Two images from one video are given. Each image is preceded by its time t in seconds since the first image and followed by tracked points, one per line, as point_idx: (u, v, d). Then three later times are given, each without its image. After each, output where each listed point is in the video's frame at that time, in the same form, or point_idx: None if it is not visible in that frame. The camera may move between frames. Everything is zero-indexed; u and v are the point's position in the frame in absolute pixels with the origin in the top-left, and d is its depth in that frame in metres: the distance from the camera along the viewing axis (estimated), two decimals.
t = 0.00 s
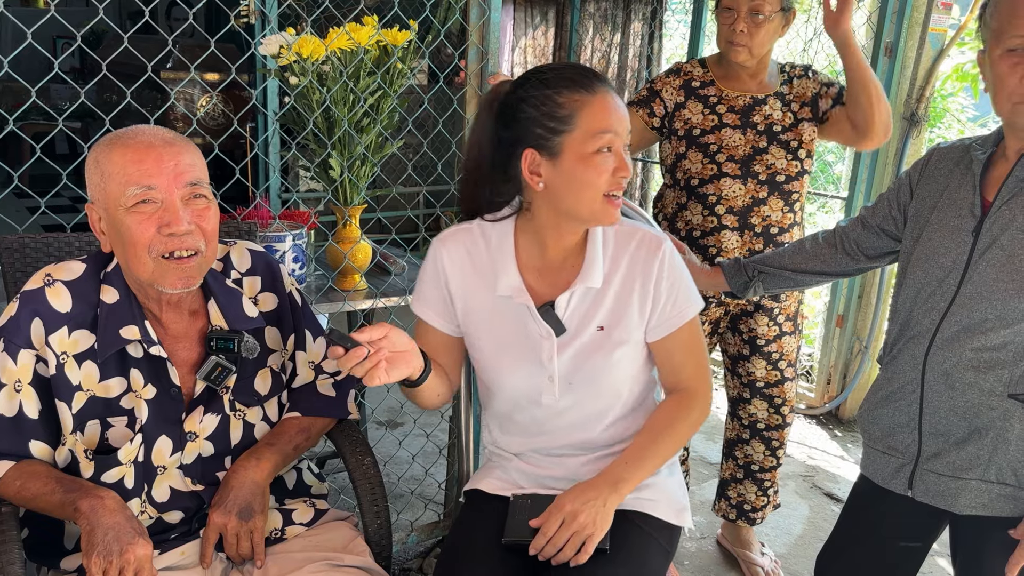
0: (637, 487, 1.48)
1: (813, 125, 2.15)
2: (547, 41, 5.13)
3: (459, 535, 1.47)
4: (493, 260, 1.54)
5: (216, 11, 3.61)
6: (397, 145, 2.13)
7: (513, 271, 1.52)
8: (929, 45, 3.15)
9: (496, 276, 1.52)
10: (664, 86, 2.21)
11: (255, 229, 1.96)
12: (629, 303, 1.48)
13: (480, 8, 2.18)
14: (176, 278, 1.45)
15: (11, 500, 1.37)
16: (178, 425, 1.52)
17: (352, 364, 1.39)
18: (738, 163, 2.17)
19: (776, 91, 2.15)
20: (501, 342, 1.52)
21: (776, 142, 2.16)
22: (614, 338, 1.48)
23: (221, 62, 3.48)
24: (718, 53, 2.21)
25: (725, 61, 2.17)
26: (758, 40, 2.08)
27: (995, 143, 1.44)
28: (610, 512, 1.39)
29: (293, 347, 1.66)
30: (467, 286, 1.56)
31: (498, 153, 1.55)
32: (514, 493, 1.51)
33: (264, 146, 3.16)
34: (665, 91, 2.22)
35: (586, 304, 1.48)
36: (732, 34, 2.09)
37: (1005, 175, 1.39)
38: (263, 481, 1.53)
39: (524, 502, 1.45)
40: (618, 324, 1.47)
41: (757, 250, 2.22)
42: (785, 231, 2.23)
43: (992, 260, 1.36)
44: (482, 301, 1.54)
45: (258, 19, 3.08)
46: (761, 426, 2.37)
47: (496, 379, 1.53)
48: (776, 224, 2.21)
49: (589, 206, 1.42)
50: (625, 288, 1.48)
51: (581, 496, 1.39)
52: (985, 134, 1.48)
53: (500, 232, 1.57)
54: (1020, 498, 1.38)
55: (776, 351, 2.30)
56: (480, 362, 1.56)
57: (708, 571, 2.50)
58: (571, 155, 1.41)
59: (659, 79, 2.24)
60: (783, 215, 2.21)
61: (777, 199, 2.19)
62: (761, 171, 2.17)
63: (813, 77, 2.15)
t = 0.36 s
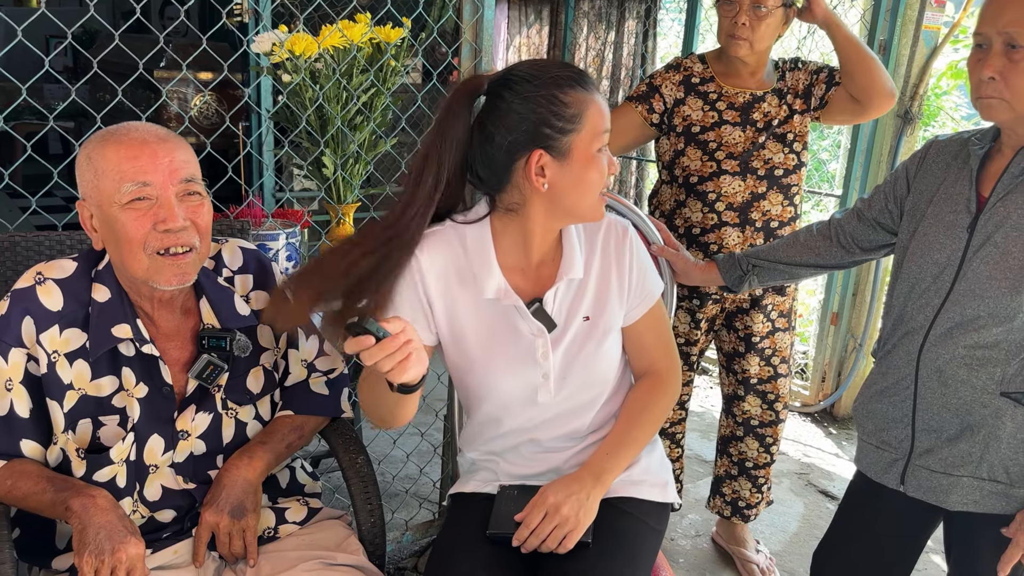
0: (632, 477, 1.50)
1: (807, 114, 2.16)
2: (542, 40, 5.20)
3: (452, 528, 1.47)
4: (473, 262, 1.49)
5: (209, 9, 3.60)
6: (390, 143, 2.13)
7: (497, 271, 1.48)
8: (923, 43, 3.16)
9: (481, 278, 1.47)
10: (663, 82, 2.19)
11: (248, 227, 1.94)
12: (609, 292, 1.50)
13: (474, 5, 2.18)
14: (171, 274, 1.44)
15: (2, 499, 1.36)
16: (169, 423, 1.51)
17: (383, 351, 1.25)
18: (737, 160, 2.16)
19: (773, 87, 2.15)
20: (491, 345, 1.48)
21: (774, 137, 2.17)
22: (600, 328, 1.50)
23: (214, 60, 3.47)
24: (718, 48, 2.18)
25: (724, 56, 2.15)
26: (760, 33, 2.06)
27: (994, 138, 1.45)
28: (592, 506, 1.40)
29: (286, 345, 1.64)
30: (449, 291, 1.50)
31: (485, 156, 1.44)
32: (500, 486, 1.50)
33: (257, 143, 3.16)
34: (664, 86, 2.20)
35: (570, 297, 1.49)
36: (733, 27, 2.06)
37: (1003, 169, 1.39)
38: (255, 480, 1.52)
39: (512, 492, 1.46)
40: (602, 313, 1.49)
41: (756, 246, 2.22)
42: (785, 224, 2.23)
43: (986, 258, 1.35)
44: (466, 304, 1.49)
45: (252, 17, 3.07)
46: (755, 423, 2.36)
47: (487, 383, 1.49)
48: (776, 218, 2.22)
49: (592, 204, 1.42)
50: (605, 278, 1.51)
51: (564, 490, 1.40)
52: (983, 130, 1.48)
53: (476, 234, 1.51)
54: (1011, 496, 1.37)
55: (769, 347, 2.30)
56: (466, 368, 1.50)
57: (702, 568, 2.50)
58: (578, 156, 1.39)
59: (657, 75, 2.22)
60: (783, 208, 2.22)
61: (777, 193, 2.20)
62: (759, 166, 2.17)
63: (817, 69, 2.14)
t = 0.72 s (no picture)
0: (621, 460, 1.52)
1: (818, 117, 2.18)
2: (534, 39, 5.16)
3: (442, 518, 1.47)
4: (483, 258, 1.46)
5: (201, 9, 3.58)
6: (382, 142, 2.12)
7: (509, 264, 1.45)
8: (914, 41, 3.17)
9: (494, 275, 1.44)
10: (675, 77, 2.18)
11: (238, 226, 1.99)
12: (614, 276, 1.52)
13: (465, 4, 2.17)
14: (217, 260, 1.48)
15: None
16: (161, 423, 1.50)
17: (369, 377, 1.24)
18: (751, 159, 2.16)
19: (785, 87, 2.16)
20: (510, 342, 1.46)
21: (788, 137, 2.17)
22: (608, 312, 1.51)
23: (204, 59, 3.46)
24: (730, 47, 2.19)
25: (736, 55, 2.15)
26: (772, 32, 2.07)
27: (980, 138, 1.45)
28: (583, 494, 1.41)
29: (275, 342, 1.64)
30: (462, 291, 1.46)
31: (495, 148, 1.39)
32: (488, 475, 1.50)
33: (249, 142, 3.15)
34: (676, 82, 2.19)
35: (578, 283, 1.50)
36: (744, 27, 2.08)
37: (986, 169, 1.40)
38: (246, 481, 1.52)
39: (503, 480, 1.48)
40: (608, 296, 1.51)
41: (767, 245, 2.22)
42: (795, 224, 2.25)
43: (970, 258, 1.36)
44: (478, 298, 1.46)
45: (243, 16, 3.06)
46: (761, 424, 2.36)
47: (504, 380, 1.47)
48: (787, 218, 2.23)
49: (607, 181, 1.43)
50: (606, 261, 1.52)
51: (556, 480, 1.41)
52: (971, 128, 1.49)
53: (483, 229, 1.48)
54: (1001, 495, 1.38)
55: (778, 348, 2.30)
56: (481, 367, 1.48)
57: (695, 566, 2.50)
58: (593, 139, 1.39)
59: (669, 70, 2.21)
60: (794, 208, 2.23)
61: (789, 194, 2.21)
62: (773, 166, 2.18)
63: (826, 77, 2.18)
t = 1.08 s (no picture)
0: (609, 462, 1.56)
1: (830, 123, 2.15)
2: (525, 40, 5.17)
3: (433, 516, 1.47)
4: (502, 257, 1.47)
5: (190, 10, 3.57)
6: (371, 144, 2.12)
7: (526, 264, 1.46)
8: (901, 42, 3.19)
9: (512, 273, 1.45)
10: (690, 96, 2.16)
11: (227, 228, 1.98)
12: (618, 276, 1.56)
13: (453, 6, 2.17)
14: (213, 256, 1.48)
15: None
16: (153, 423, 1.50)
17: (405, 357, 1.25)
18: (765, 166, 2.15)
19: (798, 93, 2.14)
20: (525, 340, 1.47)
21: (801, 142, 2.15)
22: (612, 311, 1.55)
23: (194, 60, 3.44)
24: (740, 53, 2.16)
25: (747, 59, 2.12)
26: (784, 34, 2.03)
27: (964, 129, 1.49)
28: (583, 486, 1.46)
29: (264, 341, 1.63)
30: (479, 289, 1.46)
31: (528, 150, 1.38)
32: (478, 475, 1.51)
33: (240, 143, 3.14)
34: (692, 101, 2.17)
35: (587, 283, 1.53)
36: (755, 31, 2.04)
37: (965, 158, 1.45)
38: (236, 485, 1.51)
39: (491, 482, 1.48)
40: (614, 295, 1.55)
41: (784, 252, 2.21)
42: (811, 231, 2.24)
43: (943, 245, 1.42)
44: (493, 297, 1.46)
45: (233, 17, 3.05)
46: (773, 431, 2.34)
47: (517, 377, 1.48)
48: (803, 225, 2.22)
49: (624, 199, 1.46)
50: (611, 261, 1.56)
51: (557, 475, 1.45)
52: (960, 120, 1.53)
53: (503, 230, 1.48)
54: (965, 474, 1.44)
55: (789, 355, 2.26)
56: (495, 363, 1.49)
57: (685, 566, 2.51)
58: (622, 157, 1.40)
59: (683, 90, 2.19)
60: (809, 214, 2.21)
61: (803, 200, 2.19)
62: (787, 172, 2.16)
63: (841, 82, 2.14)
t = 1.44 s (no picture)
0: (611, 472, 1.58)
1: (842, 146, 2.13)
2: (513, 43, 5.14)
3: (429, 514, 1.47)
4: (513, 257, 1.48)
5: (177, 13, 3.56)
6: (359, 147, 2.12)
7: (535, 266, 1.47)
8: (886, 44, 3.23)
9: (523, 273, 1.46)
10: (703, 104, 2.12)
11: (214, 231, 1.99)
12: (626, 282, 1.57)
13: (441, 8, 2.16)
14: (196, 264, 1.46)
15: None
16: (139, 430, 1.49)
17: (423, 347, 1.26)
18: (777, 177, 2.09)
19: (811, 104, 2.08)
20: (536, 341, 1.47)
21: (813, 155, 2.10)
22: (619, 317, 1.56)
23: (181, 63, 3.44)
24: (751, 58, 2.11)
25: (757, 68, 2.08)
26: (795, 51, 1.98)
27: (941, 135, 1.66)
28: (597, 488, 1.48)
29: (252, 347, 1.64)
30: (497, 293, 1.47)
31: (535, 158, 1.41)
32: (477, 475, 1.51)
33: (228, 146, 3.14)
34: (705, 109, 2.13)
35: (595, 288, 1.54)
36: (767, 51, 1.99)
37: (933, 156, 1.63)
38: (224, 488, 1.51)
39: (489, 480, 1.49)
40: (620, 301, 1.56)
41: (792, 266, 2.16)
42: (818, 245, 2.18)
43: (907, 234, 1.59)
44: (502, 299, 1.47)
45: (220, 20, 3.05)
46: (771, 434, 2.33)
47: (524, 378, 1.48)
48: (811, 238, 2.16)
49: (630, 201, 1.47)
50: (619, 268, 1.58)
51: (573, 474, 1.47)
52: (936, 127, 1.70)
53: (516, 233, 1.49)
54: (921, 453, 1.58)
55: (792, 361, 2.25)
56: (505, 363, 1.48)
57: (672, 566, 2.52)
58: (625, 158, 1.42)
59: (694, 97, 2.14)
60: (818, 229, 2.16)
61: (812, 214, 2.14)
62: (798, 185, 2.11)
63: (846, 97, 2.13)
